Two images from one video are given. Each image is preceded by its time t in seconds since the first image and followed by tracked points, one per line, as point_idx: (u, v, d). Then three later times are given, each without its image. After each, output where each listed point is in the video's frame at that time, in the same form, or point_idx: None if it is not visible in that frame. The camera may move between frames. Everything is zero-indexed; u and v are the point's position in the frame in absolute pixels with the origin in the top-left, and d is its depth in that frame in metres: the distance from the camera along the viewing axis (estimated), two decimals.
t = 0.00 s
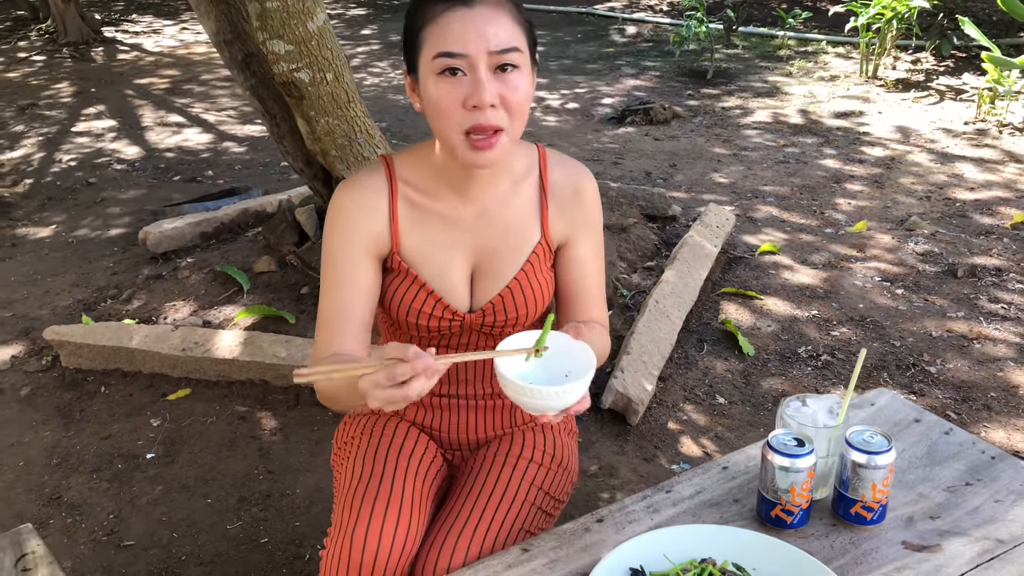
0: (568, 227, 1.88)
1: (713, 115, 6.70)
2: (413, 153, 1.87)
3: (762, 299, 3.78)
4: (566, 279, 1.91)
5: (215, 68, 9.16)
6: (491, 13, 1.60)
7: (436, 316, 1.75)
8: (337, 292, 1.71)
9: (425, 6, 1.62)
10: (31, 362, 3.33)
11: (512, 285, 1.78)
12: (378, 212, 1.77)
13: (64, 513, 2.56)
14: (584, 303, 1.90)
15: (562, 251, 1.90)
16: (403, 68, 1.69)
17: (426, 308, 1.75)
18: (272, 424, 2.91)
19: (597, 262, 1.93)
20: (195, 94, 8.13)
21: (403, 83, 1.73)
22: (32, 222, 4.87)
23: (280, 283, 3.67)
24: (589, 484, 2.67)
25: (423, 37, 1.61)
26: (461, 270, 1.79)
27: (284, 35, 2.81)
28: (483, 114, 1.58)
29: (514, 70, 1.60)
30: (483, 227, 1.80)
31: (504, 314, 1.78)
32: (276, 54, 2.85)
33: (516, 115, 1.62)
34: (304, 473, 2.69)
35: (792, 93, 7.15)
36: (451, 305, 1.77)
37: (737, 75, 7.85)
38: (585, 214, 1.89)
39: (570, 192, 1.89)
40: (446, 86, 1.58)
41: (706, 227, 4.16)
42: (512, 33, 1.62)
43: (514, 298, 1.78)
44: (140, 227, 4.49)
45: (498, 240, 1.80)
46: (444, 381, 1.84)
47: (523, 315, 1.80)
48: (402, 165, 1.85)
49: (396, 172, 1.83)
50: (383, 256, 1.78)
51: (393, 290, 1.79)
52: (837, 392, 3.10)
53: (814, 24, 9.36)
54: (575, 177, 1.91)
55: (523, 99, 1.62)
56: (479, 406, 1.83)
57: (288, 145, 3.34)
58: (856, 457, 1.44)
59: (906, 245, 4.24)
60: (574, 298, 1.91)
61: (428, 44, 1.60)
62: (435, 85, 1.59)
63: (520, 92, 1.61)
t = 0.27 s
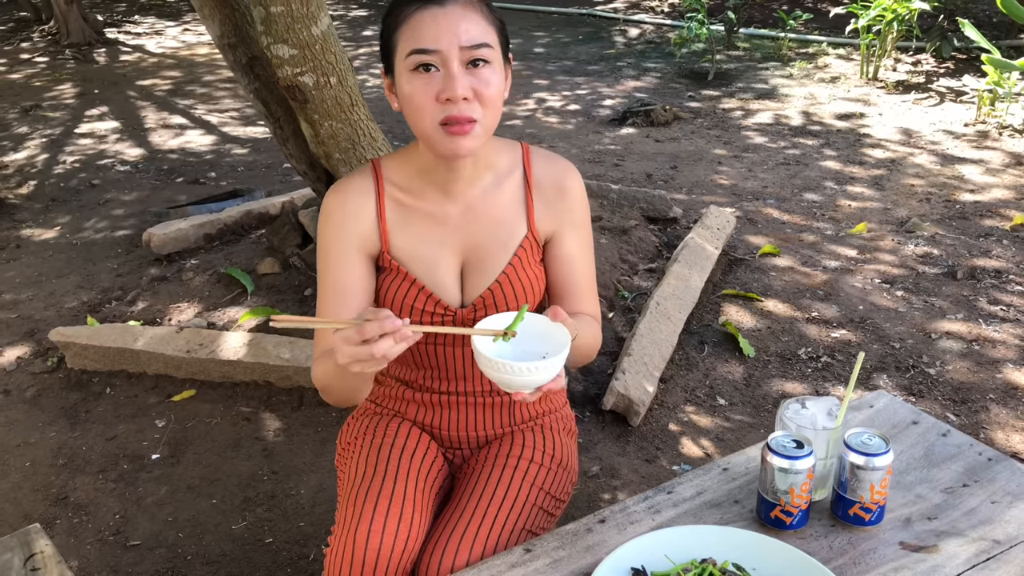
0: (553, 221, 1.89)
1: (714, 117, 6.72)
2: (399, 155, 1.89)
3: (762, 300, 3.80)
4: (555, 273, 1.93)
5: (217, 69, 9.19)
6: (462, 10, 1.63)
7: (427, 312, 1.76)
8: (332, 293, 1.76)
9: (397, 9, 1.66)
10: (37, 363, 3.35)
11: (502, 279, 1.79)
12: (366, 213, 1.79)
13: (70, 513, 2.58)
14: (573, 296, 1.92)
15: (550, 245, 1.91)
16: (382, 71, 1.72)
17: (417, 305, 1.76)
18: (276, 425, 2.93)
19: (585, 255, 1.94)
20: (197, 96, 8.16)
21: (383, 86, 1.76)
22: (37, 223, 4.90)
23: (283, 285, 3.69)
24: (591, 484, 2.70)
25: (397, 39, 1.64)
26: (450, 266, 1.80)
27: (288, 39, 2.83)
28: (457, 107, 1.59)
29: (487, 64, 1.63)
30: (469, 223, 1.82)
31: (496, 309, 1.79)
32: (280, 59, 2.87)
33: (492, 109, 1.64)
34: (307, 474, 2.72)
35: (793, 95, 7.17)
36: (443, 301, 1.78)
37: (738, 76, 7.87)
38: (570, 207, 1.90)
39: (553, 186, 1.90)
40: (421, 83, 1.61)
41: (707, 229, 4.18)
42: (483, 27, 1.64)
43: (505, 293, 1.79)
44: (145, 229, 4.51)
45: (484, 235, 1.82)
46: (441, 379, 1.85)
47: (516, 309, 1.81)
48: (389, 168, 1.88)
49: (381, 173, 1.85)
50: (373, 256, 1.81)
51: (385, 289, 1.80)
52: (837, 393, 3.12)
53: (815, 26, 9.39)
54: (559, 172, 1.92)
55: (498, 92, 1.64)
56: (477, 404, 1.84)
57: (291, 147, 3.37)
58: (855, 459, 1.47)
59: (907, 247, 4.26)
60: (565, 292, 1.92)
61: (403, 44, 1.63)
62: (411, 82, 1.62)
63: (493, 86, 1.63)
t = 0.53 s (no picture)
0: (555, 218, 1.90)
1: (715, 117, 6.73)
2: (403, 153, 1.91)
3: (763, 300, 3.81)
4: (556, 270, 1.93)
5: (219, 69, 9.20)
6: (466, 10, 1.65)
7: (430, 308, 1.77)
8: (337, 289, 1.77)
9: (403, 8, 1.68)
10: (40, 362, 3.37)
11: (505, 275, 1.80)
12: (370, 211, 1.81)
13: (75, 511, 2.59)
14: (573, 292, 1.92)
15: (552, 242, 1.92)
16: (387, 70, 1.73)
17: (421, 301, 1.77)
18: (279, 424, 2.95)
19: (586, 252, 1.95)
20: (199, 95, 8.17)
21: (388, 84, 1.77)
22: (40, 223, 4.91)
23: (286, 285, 3.70)
24: (592, 483, 2.71)
25: (403, 37, 1.65)
26: (454, 262, 1.81)
27: (292, 40, 2.84)
28: (463, 105, 1.61)
29: (492, 63, 1.64)
30: (472, 220, 1.83)
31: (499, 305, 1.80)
32: (284, 59, 2.88)
33: (495, 108, 1.65)
34: (310, 473, 2.73)
35: (794, 95, 7.17)
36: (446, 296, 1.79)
37: (739, 76, 7.88)
38: (571, 204, 1.92)
39: (554, 183, 1.91)
40: (427, 81, 1.62)
41: (709, 230, 4.19)
42: (488, 26, 1.66)
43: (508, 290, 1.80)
44: (147, 228, 4.53)
45: (487, 231, 1.83)
46: (444, 375, 1.86)
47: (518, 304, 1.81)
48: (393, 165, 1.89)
49: (385, 171, 1.87)
50: (377, 253, 1.82)
51: (389, 285, 1.81)
52: (837, 393, 3.14)
53: (816, 25, 9.39)
54: (560, 169, 1.94)
55: (502, 90, 1.65)
56: (480, 401, 1.85)
57: (294, 148, 3.38)
58: (855, 459, 1.48)
59: (908, 247, 4.27)
60: (566, 288, 1.92)
61: (409, 42, 1.64)
62: (415, 82, 1.63)
63: (496, 85, 1.64)
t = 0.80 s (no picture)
0: (561, 221, 1.92)
1: (715, 117, 6.74)
2: (411, 155, 1.91)
3: (763, 301, 3.82)
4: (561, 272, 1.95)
5: (219, 69, 9.21)
6: (485, 15, 1.66)
7: (438, 310, 1.78)
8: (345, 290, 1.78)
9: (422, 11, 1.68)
10: (43, 363, 3.38)
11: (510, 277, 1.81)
12: (380, 213, 1.82)
13: (78, 512, 2.61)
14: (578, 294, 1.94)
15: (557, 245, 1.94)
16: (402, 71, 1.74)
17: (429, 303, 1.78)
18: (282, 425, 2.96)
19: (591, 255, 1.97)
20: (200, 96, 8.18)
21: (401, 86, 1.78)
22: (42, 224, 4.93)
23: (288, 286, 3.72)
24: (592, 484, 2.72)
25: (420, 40, 1.66)
26: (461, 265, 1.83)
27: (294, 42, 2.85)
28: (481, 110, 1.62)
29: (510, 68, 1.65)
30: (481, 223, 1.84)
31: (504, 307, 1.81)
32: (286, 61, 2.89)
33: (513, 112, 1.66)
34: (312, 474, 2.74)
35: (795, 96, 7.18)
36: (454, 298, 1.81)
37: (739, 76, 7.89)
38: (577, 207, 1.93)
39: (560, 186, 1.93)
40: (445, 83, 1.63)
41: (709, 231, 4.20)
42: (505, 31, 1.67)
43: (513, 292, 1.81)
44: (149, 229, 4.54)
45: (495, 235, 1.85)
46: (447, 377, 1.87)
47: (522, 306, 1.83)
48: (401, 166, 1.90)
49: (394, 173, 1.87)
50: (386, 255, 1.83)
51: (397, 287, 1.83)
52: (837, 394, 3.15)
53: (817, 26, 9.40)
54: (567, 173, 1.95)
55: (519, 95, 1.67)
56: (482, 403, 1.86)
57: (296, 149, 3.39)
58: (854, 461, 1.50)
59: (908, 248, 4.28)
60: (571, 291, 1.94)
61: (427, 46, 1.65)
62: (435, 85, 1.63)
63: (514, 90, 1.65)
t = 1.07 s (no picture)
0: (562, 234, 1.95)
1: (714, 125, 6.78)
2: (415, 167, 1.94)
3: (761, 309, 3.85)
4: (561, 282, 1.97)
5: (220, 77, 9.26)
6: (495, 36, 1.69)
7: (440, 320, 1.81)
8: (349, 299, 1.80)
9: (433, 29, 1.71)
10: (46, 370, 3.40)
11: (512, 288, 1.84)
12: (384, 224, 1.84)
13: (81, 519, 2.63)
14: (577, 305, 1.97)
15: (557, 256, 1.97)
16: (411, 86, 1.77)
17: (431, 313, 1.81)
18: (283, 432, 2.98)
19: (590, 266, 2.00)
20: (201, 103, 8.22)
21: (409, 99, 1.80)
22: (44, 231, 4.95)
23: (289, 294, 3.74)
24: (591, 491, 2.74)
25: (431, 57, 1.69)
26: (464, 276, 1.86)
27: (295, 53, 2.88)
28: (489, 127, 1.65)
29: (518, 87, 1.69)
30: (483, 234, 1.87)
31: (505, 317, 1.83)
32: (287, 72, 2.92)
33: (519, 131, 1.70)
34: (314, 481, 2.76)
35: (792, 103, 7.22)
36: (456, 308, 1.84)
37: (738, 84, 7.93)
38: (578, 220, 1.96)
39: (562, 200, 1.96)
40: (454, 101, 1.66)
41: (707, 239, 4.23)
42: (513, 51, 1.70)
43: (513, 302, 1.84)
44: (151, 237, 4.57)
45: (497, 246, 1.88)
46: (448, 386, 1.90)
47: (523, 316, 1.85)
48: (405, 178, 1.92)
49: (399, 184, 1.90)
50: (390, 265, 1.86)
51: (399, 296, 1.85)
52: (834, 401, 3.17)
53: (815, 33, 9.45)
54: (567, 185, 1.98)
55: (526, 114, 1.70)
56: (482, 411, 1.88)
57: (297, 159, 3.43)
58: (847, 468, 1.52)
59: (905, 255, 4.31)
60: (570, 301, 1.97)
61: (438, 63, 1.67)
62: (447, 103, 1.66)
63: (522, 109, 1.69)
